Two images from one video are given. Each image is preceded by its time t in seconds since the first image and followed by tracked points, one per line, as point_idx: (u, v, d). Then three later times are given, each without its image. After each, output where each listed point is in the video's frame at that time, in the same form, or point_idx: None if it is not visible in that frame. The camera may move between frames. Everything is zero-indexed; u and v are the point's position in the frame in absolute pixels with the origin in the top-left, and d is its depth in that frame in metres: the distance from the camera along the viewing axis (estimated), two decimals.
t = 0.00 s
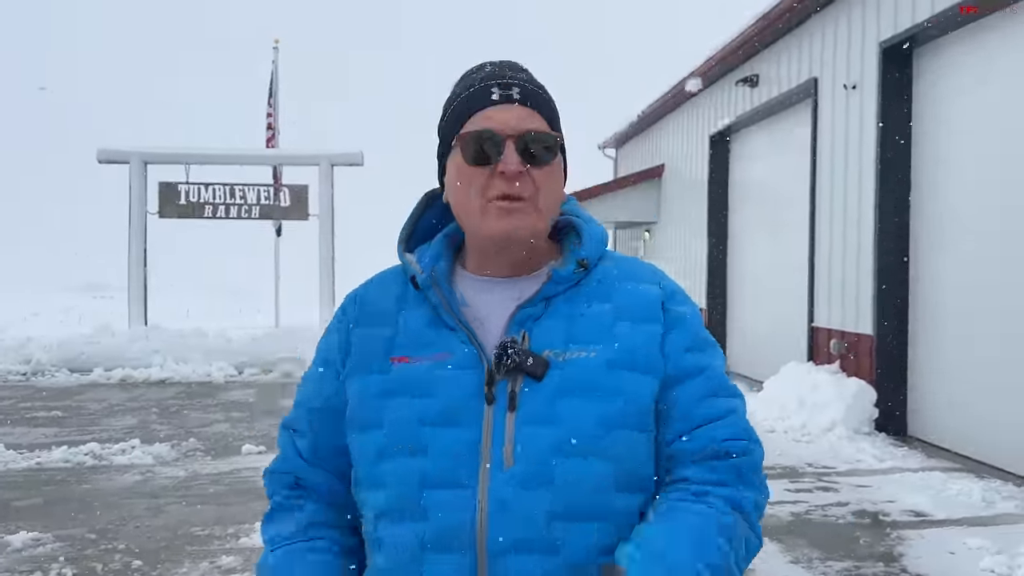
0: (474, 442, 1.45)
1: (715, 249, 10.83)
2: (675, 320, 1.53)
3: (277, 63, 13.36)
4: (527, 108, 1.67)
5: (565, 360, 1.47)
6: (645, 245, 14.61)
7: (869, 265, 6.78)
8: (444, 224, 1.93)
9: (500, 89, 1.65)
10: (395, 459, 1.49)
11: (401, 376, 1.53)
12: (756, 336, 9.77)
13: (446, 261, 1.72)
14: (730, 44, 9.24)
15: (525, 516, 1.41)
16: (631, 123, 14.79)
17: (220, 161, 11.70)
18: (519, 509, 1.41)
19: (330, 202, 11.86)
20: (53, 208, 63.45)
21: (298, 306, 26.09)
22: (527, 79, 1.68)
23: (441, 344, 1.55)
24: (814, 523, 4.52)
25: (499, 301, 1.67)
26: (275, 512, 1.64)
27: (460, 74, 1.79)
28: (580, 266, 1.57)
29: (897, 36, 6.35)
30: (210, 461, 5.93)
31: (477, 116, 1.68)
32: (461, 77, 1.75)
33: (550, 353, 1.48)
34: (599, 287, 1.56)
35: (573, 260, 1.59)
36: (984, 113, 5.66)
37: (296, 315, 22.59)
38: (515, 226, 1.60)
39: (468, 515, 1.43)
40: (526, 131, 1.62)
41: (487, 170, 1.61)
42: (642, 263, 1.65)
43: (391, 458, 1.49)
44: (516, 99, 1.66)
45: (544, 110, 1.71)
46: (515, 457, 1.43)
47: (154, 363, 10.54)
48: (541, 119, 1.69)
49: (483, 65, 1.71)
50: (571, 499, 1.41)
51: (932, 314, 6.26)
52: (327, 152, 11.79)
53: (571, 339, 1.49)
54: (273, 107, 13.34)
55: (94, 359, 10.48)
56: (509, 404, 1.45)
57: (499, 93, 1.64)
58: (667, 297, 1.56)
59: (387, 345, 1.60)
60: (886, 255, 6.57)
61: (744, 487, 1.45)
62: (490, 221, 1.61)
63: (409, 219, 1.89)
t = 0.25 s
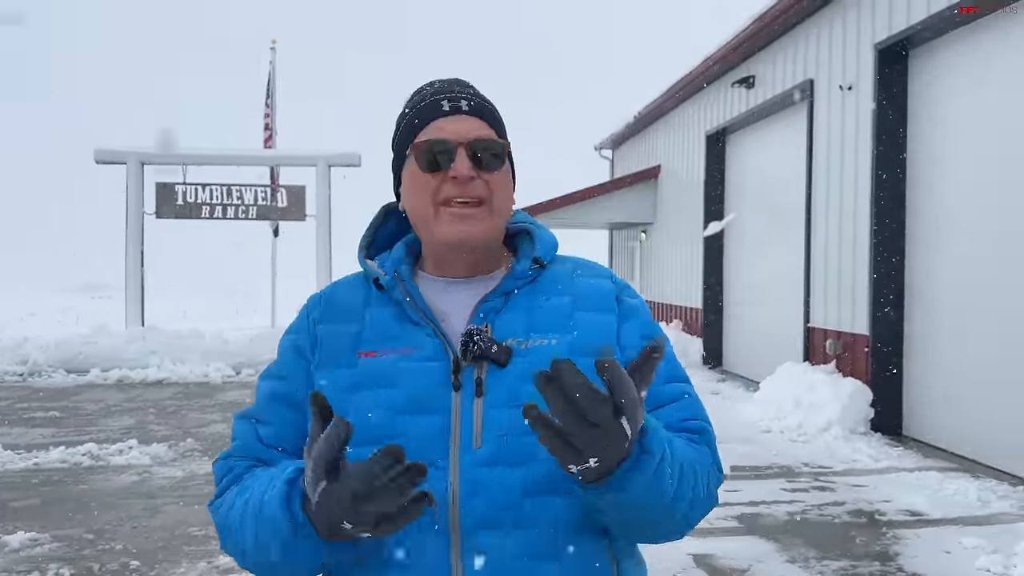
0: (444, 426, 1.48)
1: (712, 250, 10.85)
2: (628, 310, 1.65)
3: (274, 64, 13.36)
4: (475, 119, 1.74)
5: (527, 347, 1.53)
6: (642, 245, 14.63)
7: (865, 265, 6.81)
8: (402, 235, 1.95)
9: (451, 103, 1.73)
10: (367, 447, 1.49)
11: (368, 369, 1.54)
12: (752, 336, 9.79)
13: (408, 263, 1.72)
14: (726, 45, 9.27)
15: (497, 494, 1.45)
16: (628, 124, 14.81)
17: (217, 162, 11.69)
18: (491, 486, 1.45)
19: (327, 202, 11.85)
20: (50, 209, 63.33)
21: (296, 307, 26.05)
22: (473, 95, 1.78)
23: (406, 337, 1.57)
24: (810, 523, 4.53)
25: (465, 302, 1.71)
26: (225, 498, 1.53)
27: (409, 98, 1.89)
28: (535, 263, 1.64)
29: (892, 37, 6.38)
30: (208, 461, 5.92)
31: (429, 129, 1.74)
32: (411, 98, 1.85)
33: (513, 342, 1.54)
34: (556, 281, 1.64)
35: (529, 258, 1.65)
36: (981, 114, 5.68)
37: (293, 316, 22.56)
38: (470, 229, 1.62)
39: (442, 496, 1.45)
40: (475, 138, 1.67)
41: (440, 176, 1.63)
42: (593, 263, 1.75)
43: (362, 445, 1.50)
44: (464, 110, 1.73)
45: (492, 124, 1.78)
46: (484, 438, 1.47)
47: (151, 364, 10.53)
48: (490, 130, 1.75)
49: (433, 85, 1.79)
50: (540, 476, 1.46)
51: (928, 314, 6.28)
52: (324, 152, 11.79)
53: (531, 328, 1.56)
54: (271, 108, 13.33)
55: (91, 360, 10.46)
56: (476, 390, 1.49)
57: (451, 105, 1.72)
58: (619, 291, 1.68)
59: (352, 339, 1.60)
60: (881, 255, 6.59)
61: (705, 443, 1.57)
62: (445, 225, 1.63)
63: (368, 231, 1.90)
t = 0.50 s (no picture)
0: (421, 426, 1.48)
1: (710, 250, 10.86)
2: (609, 306, 1.61)
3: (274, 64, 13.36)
4: (446, 123, 1.72)
5: (502, 347, 1.51)
6: (641, 245, 14.64)
7: (863, 266, 6.82)
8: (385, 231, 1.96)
9: (419, 107, 1.72)
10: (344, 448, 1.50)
11: (347, 371, 1.55)
12: (751, 337, 9.80)
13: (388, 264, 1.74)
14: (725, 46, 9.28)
15: (472, 495, 1.44)
16: (627, 124, 14.81)
17: (216, 162, 11.68)
18: (464, 486, 1.44)
19: (326, 203, 11.85)
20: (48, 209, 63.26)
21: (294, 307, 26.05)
22: (442, 97, 1.76)
23: (384, 339, 1.57)
24: (809, 523, 4.53)
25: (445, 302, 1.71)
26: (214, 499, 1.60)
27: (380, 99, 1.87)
28: (513, 260, 1.62)
29: (891, 38, 6.39)
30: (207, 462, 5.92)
31: (399, 135, 1.73)
32: (382, 100, 1.83)
33: (488, 342, 1.52)
34: (534, 278, 1.62)
35: (506, 255, 1.64)
36: (980, 115, 5.68)
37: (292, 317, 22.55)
38: (445, 234, 1.62)
39: (417, 497, 1.45)
40: (446, 142, 1.67)
41: (412, 183, 1.63)
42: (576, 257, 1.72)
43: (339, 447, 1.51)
44: (434, 115, 1.72)
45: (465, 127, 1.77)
46: (458, 438, 1.46)
47: (150, 364, 10.53)
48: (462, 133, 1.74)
49: (401, 87, 1.78)
50: (514, 476, 1.45)
51: (927, 314, 6.29)
52: (323, 153, 11.79)
53: (507, 327, 1.53)
54: (270, 108, 13.32)
55: (90, 361, 10.46)
56: (451, 390, 1.48)
57: (418, 110, 1.71)
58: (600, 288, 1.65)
59: (332, 341, 1.61)
60: (880, 254, 6.60)
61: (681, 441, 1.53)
62: (420, 231, 1.63)
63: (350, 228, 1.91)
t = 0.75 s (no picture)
0: (410, 431, 1.48)
1: (711, 250, 10.86)
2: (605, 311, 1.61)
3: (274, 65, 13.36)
4: (431, 122, 1.72)
5: (493, 351, 1.51)
6: (641, 246, 14.65)
7: (864, 266, 6.83)
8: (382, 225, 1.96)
9: (403, 107, 1.71)
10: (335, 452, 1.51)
11: (339, 373, 1.56)
12: (751, 337, 9.81)
13: (381, 262, 1.75)
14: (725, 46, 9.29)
15: (459, 500, 1.44)
16: (627, 124, 14.82)
17: (217, 162, 11.69)
18: (453, 490, 1.45)
19: (327, 203, 11.86)
20: (49, 210, 63.29)
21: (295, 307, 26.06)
22: (427, 95, 1.75)
23: (374, 341, 1.58)
24: (809, 523, 4.54)
25: (437, 301, 1.71)
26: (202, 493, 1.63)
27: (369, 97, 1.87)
28: (507, 262, 1.62)
29: (891, 38, 6.39)
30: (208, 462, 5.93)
31: (384, 136, 1.73)
32: (371, 98, 1.83)
33: (479, 346, 1.52)
34: (527, 282, 1.61)
35: (500, 256, 1.63)
36: (980, 115, 5.69)
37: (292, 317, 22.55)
38: (432, 235, 1.63)
39: (405, 500, 1.46)
40: (430, 143, 1.67)
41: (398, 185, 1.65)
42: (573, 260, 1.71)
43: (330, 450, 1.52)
44: (419, 115, 1.71)
45: (452, 123, 1.76)
46: (447, 443, 1.46)
47: (150, 364, 10.53)
48: (448, 131, 1.73)
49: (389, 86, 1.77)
50: (502, 482, 1.45)
51: (928, 314, 6.29)
52: (324, 153, 11.79)
53: (499, 331, 1.54)
54: (270, 108, 13.32)
55: (91, 361, 10.47)
56: (442, 395, 1.49)
57: (402, 111, 1.70)
58: (598, 292, 1.64)
59: (324, 343, 1.62)
60: (880, 254, 6.61)
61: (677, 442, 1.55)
62: (409, 233, 1.65)
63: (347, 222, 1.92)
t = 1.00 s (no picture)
0: (408, 435, 1.48)
1: (711, 250, 10.86)
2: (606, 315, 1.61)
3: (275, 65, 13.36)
4: (426, 121, 1.70)
5: (491, 355, 1.51)
6: (642, 246, 14.65)
7: (864, 266, 6.83)
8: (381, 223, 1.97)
9: (397, 107, 1.70)
10: (331, 455, 1.51)
11: (336, 376, 1.56)
12: (751, 337, 9.81)
13: (377, 262, 1.76)
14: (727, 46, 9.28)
15: (456, 504, 1.44)
16: (628, 124, 14.82)
17: (218, 162, 11.69)
18: (450, 495, 1.44)
19: (327, 203, 11.87)
20: (50, 210, 63.32)
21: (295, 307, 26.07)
22: (422, 93, 1.72)
23: (371, 344, 1.58)
24: (810, 523, 4.54)
25: (434, 302, 1.72)
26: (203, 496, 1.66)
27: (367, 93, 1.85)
28: (506, 264, 1.62)
29: (892, 38, 6.39)
30: (208, 462, 5.93)
31: (378, 135, 1.72)
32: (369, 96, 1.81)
33: (478, 350, 1.52)
34: (526, 284, 1.62)
35: (499, 259, 1.63)
36: (981, 115, 5.69)
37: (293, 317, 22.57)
38: (422, 236, 1.63)
39: (401, 504, 1.46)
40: (423, 143, 1.65)
41: (390, 185, 1.64)
42: (573, 263, 1.71)
43: (327, 453, 1.52)
44: (413, 115, 1.69)
45: (449, 122, 1.73)
46: (445, 447, 1.46)
47: (151, 364, 10.55)
48: (443, 130, 1.71)
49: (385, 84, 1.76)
50: (500, 487, 1.45)
51: (928, 314, 6.30)
52: (325, 153, 11.79)
53: (498, 335, 1.54)
54: (271, 108, 13.32)
55: (92, 360, 10.49)
56: (439, 399, 1.49)
57: (395, 111, 1.69)
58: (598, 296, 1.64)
59: (320, 346, 1.62)
60: (880, 254, 6.61)
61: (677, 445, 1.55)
62: (400, 233, 1.64)
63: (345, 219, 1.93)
